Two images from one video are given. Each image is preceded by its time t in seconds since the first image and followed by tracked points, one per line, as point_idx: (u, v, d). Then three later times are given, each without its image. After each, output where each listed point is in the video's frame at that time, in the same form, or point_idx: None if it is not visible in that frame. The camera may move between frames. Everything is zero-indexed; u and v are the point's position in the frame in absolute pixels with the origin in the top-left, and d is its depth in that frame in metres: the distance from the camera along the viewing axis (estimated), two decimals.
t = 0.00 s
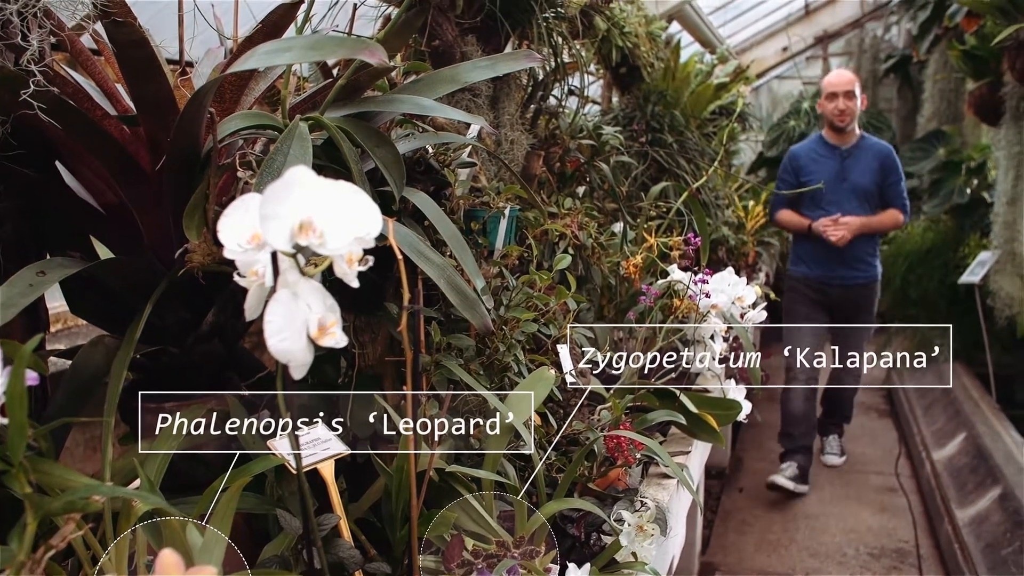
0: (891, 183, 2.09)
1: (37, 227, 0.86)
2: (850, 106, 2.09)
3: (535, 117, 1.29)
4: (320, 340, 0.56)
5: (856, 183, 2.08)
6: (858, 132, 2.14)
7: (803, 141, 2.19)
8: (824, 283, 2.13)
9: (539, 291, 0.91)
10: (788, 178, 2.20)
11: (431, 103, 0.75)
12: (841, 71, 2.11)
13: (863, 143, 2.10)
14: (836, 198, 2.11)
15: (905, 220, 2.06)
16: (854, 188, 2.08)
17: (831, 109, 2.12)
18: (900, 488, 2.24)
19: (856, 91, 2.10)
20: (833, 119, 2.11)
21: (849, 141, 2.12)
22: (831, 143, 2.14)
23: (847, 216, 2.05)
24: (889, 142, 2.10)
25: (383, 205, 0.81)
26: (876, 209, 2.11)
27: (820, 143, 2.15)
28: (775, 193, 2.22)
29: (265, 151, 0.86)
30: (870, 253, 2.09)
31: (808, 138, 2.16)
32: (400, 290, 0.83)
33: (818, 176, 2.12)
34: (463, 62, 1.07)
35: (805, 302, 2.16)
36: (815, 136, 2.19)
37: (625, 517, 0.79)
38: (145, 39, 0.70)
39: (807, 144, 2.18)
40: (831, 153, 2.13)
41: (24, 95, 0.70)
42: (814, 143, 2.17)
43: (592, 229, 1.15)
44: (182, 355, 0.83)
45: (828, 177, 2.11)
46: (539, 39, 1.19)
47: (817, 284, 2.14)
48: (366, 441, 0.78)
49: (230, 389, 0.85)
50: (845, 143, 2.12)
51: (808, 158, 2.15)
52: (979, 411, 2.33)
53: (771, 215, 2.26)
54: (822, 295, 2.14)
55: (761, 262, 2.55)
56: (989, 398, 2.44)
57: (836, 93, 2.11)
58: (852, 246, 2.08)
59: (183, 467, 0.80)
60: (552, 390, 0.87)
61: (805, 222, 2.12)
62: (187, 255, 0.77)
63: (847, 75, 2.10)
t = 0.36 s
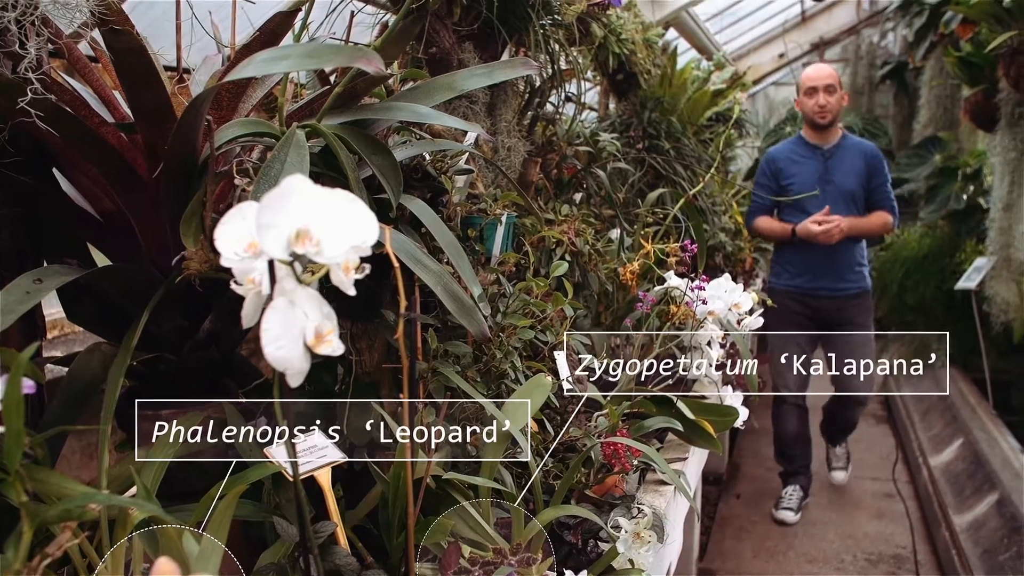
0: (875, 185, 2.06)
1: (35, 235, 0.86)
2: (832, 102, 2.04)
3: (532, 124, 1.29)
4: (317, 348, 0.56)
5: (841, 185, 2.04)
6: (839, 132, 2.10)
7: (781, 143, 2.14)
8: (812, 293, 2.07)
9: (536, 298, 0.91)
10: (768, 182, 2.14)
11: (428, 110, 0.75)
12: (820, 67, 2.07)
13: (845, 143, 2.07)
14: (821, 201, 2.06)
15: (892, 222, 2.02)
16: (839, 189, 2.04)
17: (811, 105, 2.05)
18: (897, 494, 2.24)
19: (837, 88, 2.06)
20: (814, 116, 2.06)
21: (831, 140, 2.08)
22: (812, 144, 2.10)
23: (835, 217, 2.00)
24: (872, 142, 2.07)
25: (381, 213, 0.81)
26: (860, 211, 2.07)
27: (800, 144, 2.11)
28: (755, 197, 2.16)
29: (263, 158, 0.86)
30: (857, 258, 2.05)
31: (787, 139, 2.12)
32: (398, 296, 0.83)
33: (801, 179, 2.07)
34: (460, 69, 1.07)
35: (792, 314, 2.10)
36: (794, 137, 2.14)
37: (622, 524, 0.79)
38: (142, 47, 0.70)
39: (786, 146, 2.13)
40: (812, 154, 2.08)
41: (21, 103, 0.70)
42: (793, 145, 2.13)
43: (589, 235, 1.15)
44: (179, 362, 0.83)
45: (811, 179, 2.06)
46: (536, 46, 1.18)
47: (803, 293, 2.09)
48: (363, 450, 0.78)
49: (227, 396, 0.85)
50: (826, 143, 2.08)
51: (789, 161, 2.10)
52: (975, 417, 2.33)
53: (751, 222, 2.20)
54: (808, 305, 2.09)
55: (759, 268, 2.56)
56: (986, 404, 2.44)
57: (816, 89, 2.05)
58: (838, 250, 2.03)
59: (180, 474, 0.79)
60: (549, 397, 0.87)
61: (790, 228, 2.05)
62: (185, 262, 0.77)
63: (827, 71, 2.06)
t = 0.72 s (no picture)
0: (873, 200, 1.89)
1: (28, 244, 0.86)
2: (826, 109, 1.88)
3: (525, 131, 1.29)
4: (310, 357, 0.56)
5: (833, 199, 1.88)
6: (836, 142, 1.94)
7: (773, 152, 2.00)
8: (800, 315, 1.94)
9: (529, 306, 0.92)
10: (757, 193, 2.01)
11: (421, 119, 0.75)
12: (817, 69, 1.91)
13: (841, 153, 1.91)
14: (810, 215, 1.91)
15: (890, 242, 1.85)
16: (831, 204, 1.88)
17: (802, 113, 1.90)
18: (891, 500, 2.25)
19: (834, 94, 1.89)
20: (806, 124, 1.90)
21: (825, 151, 1.92)
22: (804, 153, 1.95)
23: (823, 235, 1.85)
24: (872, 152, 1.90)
25: (373, 221, 0.81)
26: (856, 227, 1.91)
27: (792, 154, 1.97)
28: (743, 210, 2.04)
29: (256, 166, 0.86)
30: (851, 279, 1.88)
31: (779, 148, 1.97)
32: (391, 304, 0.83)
33: (790, 191, 1.93)
34: (453, 77, 1.07)
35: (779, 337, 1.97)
36: (787, 146, 2.00)
37: (614, 531, 0.78)
38: (135, 56, 0.70)
39: (777, 155, 1.99)
40: (804, 165, 1.93)
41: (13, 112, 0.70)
42: (786, 154, 1.98)
43: (582, 243, 1.15)
44: (172, 370, 0.82)
45: (801, 192, 1.91)
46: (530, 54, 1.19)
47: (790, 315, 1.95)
48: (357, 458, 0.76)
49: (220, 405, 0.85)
50: (820, 153, 1.93)
51: (779, 171, 1.96)
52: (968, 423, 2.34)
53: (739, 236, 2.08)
54: (797, 326, 1.94)
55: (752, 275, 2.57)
56: (979, 410, 2.45)
57: (809, 95, 1.90)
58: (828, 270, 1.88)
59: (172, 482, 0.79)
60: (543, 404, 0.87)
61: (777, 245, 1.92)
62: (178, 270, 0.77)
63: (824, 75, 1.89)
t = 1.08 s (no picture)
0: (900, 209, 1.74)
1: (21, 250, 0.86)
2: (855, 102, 1.73)
3: (520, 136, 1.29)
4: (304, 363, 0.56)
5: (855, 204, 1.72)
6: (863, 143, 1.79)
7: (792, 151, 1.84)
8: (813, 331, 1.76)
9: (523, 311, 0.92)
10: (771, 194, 1.84)
11: (415, 125, 0.75)
12: (847, 61, 1.76)
13: (869, 156, 1.75)
14: (829, 221, 1.75)
15: (917, 255, 1.68)
16: (852, 210, 1.72)
17: (828, 105, 1.75)
18: (885, 504, 2.25)
19: (864, 89, 1.74)
20: (831, 118, 1.74)
21: (848, 151, 1.77)
22: (827, 152, 1.79)
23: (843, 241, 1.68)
24: (901, 158, 1.75)
25: (368, 226, 0.81)
26: (879, 238, 1.74)
27: (813, 154, 1.81)
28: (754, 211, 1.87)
29: (249, 172, 0.86)
30: (871, 293, 1.70)
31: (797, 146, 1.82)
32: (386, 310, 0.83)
33: (806, 193, 1.76)
34: (448, 82, 1.07)
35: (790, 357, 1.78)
36: (807, 145, 1.84)
37: (610, 537, 0.79)
38: (129, 62, 0.71)
39: (796, 154, 1.83)
40: (825, 165, 1.77)
41: (7, 118, 0.70)
42: (806, 153, 1.82)
43: (577, 248, 1.15)
44: (166, 376, 0.82)
45: (820, 195, 1.75)
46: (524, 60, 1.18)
47: (803, 328, 1.76)
48: (351, 463, 0.77)
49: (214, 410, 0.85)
50: (844, 153, 1.77)
51: (798, 170, 1.79)
52: (962, 426, 2.34)
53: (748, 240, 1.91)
54: (808, 344, 1.77)
55: (747, 279, 2.57)
56: (974, 414, 2.46)
57: (836, 87, 1.75)
58: (847, 281, 1.70)
59: (166, 488, 0.79)
60: (537, 410, 0.87)
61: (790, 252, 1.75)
62: (172, 276, 0.78)
63: (855, 67, 1.74)
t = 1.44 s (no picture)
0: (909, 218, 1.62)
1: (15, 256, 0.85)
2: (862, 103, 1.57)
3: (515, 141, 1.29)
4: (298, 369, 0.56)
5: (867, 216, 1.57)
6: (867, 146, 1.64)
7: (790, 155, 1.67)
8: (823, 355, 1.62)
9: (518, 317, 0.92)
10: (770, 204, 1.67)
11: (410, 131, 0.76)
12: (850, 57, 1.60)
13: (876, 160, 1.60)
14: (839, 234, 1.59)
15: (928, 268, 1.59)
16: (864, 222, 1.57)
17: (831, 107, 1.59)
18: (881, 508, 2.25)
19: (869, 87, 1.59)
20: (836, 120, 1.59)
21: (854, 156, 1.61)
22: (830, 157, 1.63)
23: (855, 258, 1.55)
24: (908, 162, 1.61)
25: (362, 232, 0.81)
26: (889, 250, 1.61)
27: (815, 159, 1.64)
28: (753, 223, 1.70)
29: (244, 178, 0.86)
30: (883, 312, 1.60)
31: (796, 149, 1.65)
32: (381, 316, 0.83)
33: (812, 203, 1.60)
34: (443, 88, 1.07)
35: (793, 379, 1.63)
36: (807, 149, 1.66)
37: (604, 542, 0.79)
38: (124, 68, 0.71)
39: (796, 159, 1.65)
40: (831, 171, 1.61)
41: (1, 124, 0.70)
42: (807, 158, 1.65)
43: (572, 254, 1.16)
44: (162, 382, 0.82)
45: (828, 206, 1.59)
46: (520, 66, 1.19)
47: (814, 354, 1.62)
48: (346, 471, 0.77)
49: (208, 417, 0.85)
50: (850, 158, 1.61)
51: (801, 178, 1.62)
52: (957, 431, 2.35)
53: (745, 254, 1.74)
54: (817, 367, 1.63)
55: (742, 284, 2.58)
56: (968, 418, 2.47)
57: (840, 86, 1.59)
58: (860, 300, 1.58)
59: (161, 494, 0.79)
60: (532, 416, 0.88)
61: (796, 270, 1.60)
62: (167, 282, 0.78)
63: (859, 64, 1.58)
